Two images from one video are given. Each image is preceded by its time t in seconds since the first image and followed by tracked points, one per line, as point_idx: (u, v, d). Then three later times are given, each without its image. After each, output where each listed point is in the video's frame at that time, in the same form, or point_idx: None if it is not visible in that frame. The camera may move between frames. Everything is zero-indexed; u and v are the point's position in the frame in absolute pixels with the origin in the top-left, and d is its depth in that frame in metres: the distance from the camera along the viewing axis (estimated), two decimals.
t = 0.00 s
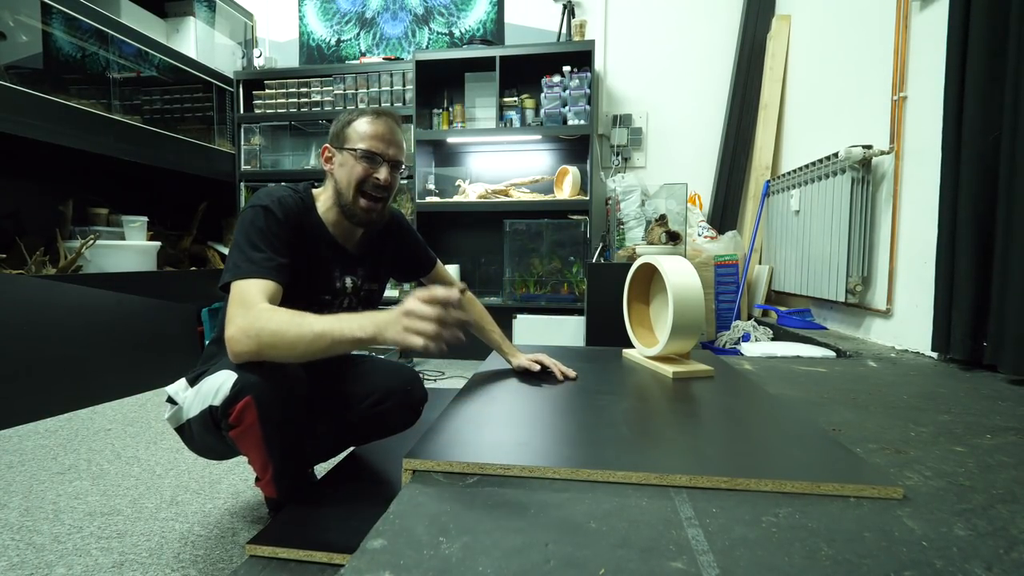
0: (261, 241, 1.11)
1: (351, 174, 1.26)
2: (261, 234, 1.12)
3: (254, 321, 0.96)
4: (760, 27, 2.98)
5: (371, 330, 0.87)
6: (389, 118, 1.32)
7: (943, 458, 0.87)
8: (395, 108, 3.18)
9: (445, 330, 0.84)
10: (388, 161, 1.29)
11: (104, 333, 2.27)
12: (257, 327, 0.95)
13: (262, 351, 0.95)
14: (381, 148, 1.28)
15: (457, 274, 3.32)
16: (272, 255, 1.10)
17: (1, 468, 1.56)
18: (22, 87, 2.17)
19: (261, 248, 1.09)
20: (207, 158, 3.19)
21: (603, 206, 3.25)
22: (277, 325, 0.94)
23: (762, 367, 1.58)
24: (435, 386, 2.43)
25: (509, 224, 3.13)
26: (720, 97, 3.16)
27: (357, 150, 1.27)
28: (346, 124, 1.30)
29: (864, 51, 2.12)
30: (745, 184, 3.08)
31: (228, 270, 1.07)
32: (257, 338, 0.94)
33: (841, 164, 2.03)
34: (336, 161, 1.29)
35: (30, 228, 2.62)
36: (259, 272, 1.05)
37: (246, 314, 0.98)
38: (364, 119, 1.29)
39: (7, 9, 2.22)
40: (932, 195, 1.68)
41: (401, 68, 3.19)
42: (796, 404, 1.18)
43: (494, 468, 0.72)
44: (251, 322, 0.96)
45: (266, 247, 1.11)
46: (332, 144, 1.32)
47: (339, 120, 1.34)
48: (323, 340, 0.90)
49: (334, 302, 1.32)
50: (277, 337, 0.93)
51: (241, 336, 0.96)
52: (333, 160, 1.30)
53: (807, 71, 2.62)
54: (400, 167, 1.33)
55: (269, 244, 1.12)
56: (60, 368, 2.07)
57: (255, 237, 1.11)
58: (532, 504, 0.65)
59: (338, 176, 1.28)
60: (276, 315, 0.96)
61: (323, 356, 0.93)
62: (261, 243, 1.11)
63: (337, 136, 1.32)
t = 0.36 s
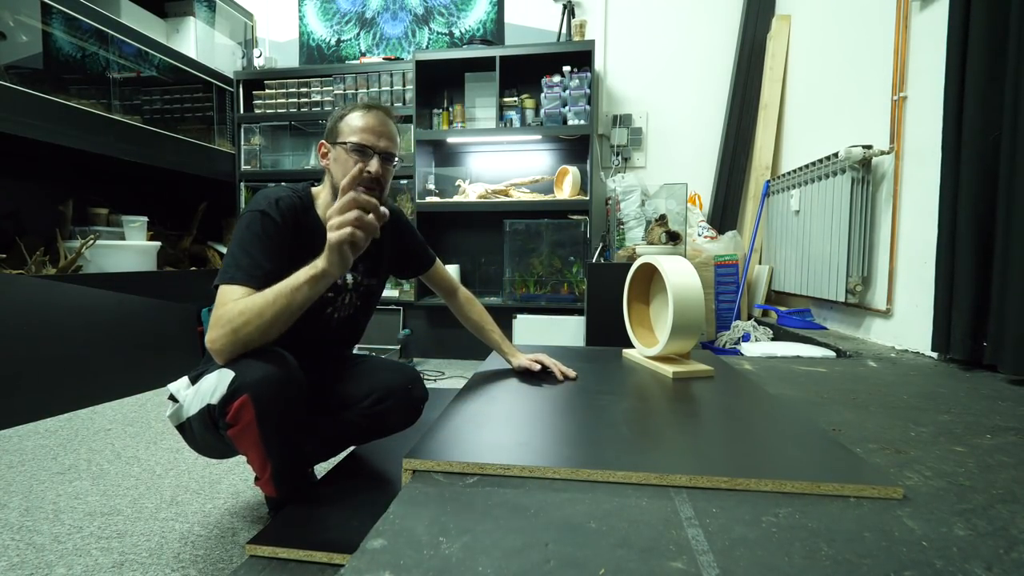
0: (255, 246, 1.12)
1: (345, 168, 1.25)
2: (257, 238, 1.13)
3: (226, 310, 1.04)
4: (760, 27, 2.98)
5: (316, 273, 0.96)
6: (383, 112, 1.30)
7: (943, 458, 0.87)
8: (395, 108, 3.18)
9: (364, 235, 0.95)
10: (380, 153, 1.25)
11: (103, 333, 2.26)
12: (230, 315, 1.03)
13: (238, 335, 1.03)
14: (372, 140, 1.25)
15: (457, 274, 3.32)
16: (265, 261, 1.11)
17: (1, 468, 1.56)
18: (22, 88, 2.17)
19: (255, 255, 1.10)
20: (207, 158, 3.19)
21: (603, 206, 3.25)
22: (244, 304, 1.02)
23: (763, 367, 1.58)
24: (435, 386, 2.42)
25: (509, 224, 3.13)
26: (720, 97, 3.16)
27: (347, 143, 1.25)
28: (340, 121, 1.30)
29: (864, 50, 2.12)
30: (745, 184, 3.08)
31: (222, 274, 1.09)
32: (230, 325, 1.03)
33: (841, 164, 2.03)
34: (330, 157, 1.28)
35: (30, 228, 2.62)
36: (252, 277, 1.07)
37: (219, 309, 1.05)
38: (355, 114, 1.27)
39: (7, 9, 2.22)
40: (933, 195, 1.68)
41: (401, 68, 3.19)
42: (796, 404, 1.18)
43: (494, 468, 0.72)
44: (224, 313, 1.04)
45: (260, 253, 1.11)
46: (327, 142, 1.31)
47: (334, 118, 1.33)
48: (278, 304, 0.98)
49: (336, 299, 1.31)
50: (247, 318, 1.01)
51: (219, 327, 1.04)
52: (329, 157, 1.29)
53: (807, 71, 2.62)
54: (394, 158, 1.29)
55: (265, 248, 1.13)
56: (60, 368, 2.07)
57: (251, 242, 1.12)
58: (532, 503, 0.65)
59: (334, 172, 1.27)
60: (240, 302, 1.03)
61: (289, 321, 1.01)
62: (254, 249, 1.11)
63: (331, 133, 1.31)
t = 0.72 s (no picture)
0: (254, 246, 1.12)
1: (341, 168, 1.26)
2: (255, 238, 1.13)
3: (221, 313, 1.04)
4: (760, 27, 2.98)
5: (311, 305, 0.94)
6: (378, 111, 1.31)
7: (943, 458, 0.87)
8: (395, 108, 3.18)
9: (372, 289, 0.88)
10: (375, 152, 1.27)
11: (103, 333, 2.26)
12: (224, 321, 1.03)
13: (232, 341, 1.03)
14: (367, 140, 1.26)
15: (457, 274, 3.32)
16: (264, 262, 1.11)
17: (1, 468, 1.56)
18: (22, 87, 2.17)
19: (253, 254, 1.11)
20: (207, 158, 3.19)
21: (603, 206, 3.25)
22: (238, 313, 1.02)
23: (763, 367, 1.58)
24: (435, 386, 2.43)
25: (509, 224, 3.12)
26: (720, 97, 3.16)
27: (342, 145, 1.27)
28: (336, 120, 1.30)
29: (864, 50, 2.12)
30: (745, 184, 3.08)
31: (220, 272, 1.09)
32: (225, 330, 1.03)
33: (841, 163, 2.03)
34: (327, 159, 1.29)
35: (30, 228, 2.62)
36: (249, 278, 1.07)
37: (214, 313, 1.06)
38: (349, 114, 1.27)
39: (7, 9, 2.22)
40: (932, 196, 1.68)
41: (401, 68, 3.19)
42: (796, 404, 1.18)
43: (494, 468, 0.72)
44: (219, 317, 1.04)
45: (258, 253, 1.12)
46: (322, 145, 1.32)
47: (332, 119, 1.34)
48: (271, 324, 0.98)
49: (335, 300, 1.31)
50: (241, 328, 1.01)
51: (213, 332, 1.04)
52: (325, 160, 1.30)
53: (807, 70, 2.62)
54: (389, 157, 1.30)
55: (263, 248, 1.14)
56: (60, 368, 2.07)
57: (249, 241, 1.12)
58: (532, 503, 0.65)
59: (330, 174, 1.28)
60: (234, 309, 1.02)
61: (281, 337, 1.01)
62: (253, 249, 1.11)
63: (326, 135, 1.31)
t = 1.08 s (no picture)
0: (243, 247, 1.12)
1: (349, 168, 1.25)
2: (247, 239, 1.13)
3: (222, 315, 1.04)
4: (760, 27, 2.98)
5: (329, 305, 0.98)
6: (390, 118, 1.32)
7: (943, 458, 0.87)
8: (395, 108, 3.18)
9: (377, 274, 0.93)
10: (387, 159, 1.28)
11: (103, 333, 2.26)
12: (226, 322, 1.03)
13: (232, 342, 1.03)
14: (380, 145, 1.27)
15: (457, 274, 3.32)
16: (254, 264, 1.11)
17: (1, 468, 1.56)
18: (22, 88, 2.17)
19: (245, 255, 1.11)
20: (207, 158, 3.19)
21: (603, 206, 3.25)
22: (245, 314, 1.03)
23: (763, 367, 1.58)
24: (436, 386, 2.43)
25: (509, 224, 3.12)
26: (720, 97, 3.16)
27: (355, 145, 1.26)
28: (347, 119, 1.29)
29: (864, 51, 2.12)
30: (745, 184, 3.08)
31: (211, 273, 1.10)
32: (225, 330, 1.03)
33: (841, 164, 2.03)
34: (334, 155, 1.28)
35: (30, 228, 2.62)
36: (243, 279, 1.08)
37: (212, 313, 1.05)
38: (364, 116, 1.27)
39: (8, 9, 2.22)
40: (932, 195, 1.68)
41: (401, 68, 3.19)
42: (796, 404, 1.18)
43: (494, 468, 0.72)
44: (218, 318, 1.04)
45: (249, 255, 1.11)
46: (327, 139, 1.30)
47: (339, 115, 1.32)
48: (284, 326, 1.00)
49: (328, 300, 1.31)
50: (245, 328, 1.02)
51: (211, 332, 1.04)
52: (331, 155, 1.28)
53: (807, 70, 2.62)
54: (396, 164, 1.32)
55: (255, 248, 1.13)
56: (60, 368, 2.07)
57: (241, 242, 1.12)
58: (532, 503, 0.65)
59: (335, 170, 1.26)
60: (239, 312, 1.04)
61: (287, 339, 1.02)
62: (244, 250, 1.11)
63: (334, 130, 1.29)
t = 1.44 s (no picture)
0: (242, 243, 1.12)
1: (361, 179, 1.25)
2: (246, 234, 1.14)
3: (245, 314, 1.03)
4: (760, 27, 2.98)
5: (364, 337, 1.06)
6: (394, 123, 1.31)
7: (943, 458, 0.87)
8: (395, 108, 3.18)
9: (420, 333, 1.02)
10: (396, 168, 1.29)
11: (103, 333, 2.26)
12: (251, 320, 1.03)
13: (252, 342, 1.02)
14: (387, 154, 1.28)
15: (458, 274, 3.32)
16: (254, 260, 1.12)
17: (1, 468, 1.56)
18: (22, 88, 2.17)
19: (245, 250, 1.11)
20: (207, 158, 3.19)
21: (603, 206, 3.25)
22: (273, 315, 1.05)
23: (763, 367, 1.58)
24: (436, 387, 2.43)
25: (509, 224, 3.12)
26: (720, 97, 3.16)
27: (361, 154, 1.25)
28: (352, 124, 1.26)
29: (864, 51, 2.12)
30: (745, 184, 3.08)
31: (212, 266, 1.10)
32: (248, 330, 1.02)
33: (841, 164, 2.03)
34: (339, 161, 1.26)
35: (30, 228, 2.62)
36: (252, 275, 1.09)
37: (230, 310, 1.04)
38: (372, 124, 1.26)
39: (8, 9, 2.23)
40: (932, 195, 1.68)
41: (401, 68, 3.19)
42: (796, 404, 1.18)
43: (494, 468, 0.72)
44: (240, 317, 1.03)
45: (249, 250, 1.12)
46: (329, 139, 1.26)
47: (339, 115, 1.28)
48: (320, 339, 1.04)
49: (322, 298, 1.31)
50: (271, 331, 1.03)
51: (231, 328, 1.02)
52: (337, 159, 1.26)
53: (807, 70, 2.62)
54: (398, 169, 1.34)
55: (252, 244, 1.14)
56: (60, 368, 2.07)
57: (239, 238, 1.12)
58: (532, 503, 0.65)
59: (341, 177, 1.25)
60: (266, 314, 1.04)
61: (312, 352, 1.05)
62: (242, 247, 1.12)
63: (339, 131, 1.26)
